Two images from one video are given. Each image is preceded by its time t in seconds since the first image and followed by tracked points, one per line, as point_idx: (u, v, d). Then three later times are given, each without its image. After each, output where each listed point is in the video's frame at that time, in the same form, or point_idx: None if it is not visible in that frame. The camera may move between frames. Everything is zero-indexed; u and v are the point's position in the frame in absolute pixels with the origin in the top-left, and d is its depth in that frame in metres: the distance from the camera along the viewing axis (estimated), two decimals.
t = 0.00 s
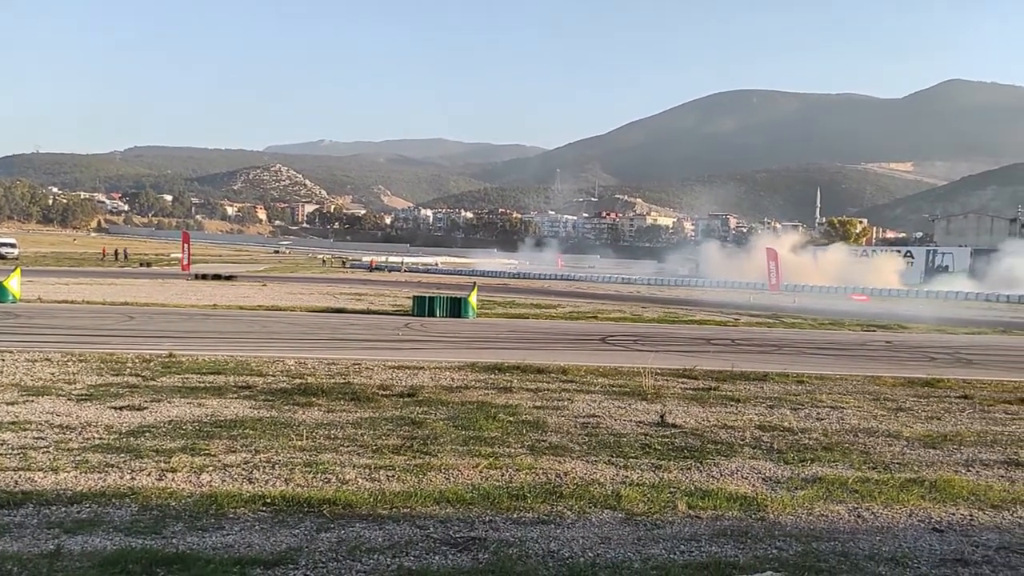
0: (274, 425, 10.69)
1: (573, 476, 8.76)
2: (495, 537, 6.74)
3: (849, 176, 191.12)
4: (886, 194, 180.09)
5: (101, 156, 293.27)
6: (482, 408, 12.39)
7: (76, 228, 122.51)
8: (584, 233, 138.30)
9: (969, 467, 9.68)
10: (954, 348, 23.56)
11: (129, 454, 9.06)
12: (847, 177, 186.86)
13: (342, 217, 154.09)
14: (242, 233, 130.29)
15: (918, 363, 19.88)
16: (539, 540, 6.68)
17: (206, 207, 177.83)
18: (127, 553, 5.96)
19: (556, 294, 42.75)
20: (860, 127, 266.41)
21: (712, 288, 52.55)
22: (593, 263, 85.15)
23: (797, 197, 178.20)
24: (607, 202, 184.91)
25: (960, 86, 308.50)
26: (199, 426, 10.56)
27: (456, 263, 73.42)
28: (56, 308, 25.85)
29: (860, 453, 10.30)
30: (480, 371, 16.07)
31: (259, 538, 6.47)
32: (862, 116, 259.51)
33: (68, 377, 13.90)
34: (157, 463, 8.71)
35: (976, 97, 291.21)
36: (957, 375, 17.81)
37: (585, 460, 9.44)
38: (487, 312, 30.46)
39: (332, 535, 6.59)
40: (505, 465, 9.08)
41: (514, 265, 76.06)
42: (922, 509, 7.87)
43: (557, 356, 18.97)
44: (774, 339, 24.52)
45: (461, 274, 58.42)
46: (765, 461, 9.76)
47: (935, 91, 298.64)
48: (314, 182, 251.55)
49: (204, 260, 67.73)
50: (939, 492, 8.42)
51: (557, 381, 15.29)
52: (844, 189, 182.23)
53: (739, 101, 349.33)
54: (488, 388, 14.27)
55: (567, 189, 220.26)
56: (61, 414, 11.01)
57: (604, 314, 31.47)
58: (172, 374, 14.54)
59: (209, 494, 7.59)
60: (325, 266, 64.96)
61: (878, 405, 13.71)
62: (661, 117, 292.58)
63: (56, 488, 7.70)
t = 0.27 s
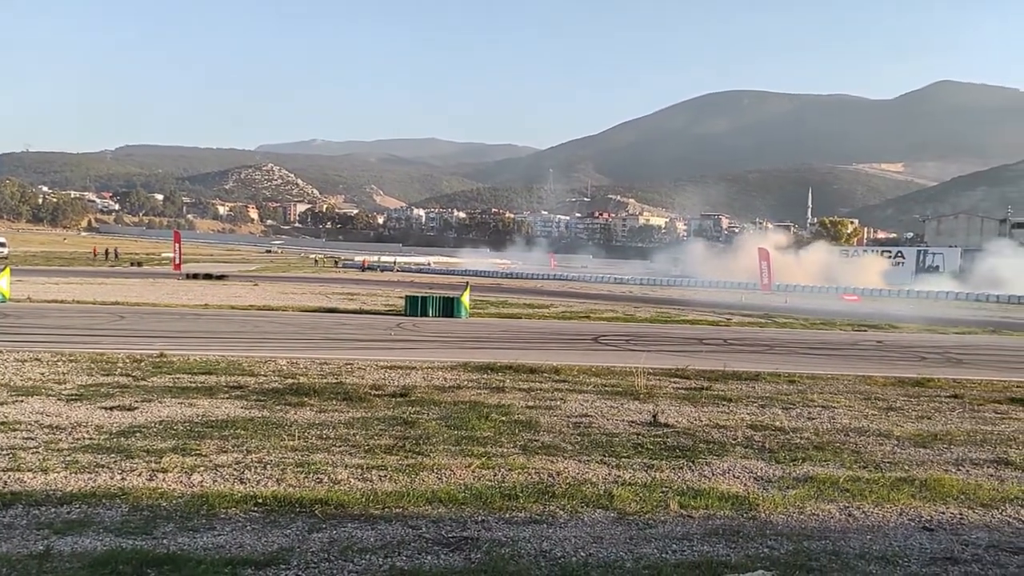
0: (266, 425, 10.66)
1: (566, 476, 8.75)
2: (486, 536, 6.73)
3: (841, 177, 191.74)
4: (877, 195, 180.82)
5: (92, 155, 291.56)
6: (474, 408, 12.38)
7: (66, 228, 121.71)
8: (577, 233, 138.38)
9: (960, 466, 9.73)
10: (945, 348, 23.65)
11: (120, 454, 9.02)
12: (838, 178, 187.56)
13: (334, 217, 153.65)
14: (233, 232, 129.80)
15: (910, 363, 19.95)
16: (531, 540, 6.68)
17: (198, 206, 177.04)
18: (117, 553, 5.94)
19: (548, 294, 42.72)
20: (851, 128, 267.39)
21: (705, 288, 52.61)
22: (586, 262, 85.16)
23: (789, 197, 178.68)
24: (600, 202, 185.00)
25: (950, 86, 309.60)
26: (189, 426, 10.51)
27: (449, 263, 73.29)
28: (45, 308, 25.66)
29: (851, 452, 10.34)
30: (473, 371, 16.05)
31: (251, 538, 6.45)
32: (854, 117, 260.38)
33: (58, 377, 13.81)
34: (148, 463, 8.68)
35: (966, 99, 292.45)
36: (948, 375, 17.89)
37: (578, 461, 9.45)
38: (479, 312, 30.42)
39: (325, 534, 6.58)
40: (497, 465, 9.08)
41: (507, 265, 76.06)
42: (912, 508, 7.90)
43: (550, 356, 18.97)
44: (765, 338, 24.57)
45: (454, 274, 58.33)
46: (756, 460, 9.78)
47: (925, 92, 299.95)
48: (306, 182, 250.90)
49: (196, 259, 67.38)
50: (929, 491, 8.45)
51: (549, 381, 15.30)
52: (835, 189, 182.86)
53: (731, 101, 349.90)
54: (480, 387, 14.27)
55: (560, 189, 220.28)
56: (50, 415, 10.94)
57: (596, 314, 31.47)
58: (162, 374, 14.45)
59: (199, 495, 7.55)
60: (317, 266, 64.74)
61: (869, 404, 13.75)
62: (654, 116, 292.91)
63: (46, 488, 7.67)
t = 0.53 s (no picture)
0: (260, 425, 10.64)
1: (561, 475, 8.74)
2: (481, 536, 6.72)
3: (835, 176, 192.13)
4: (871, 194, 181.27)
5: (85, 154, 290.45)
6: (469, 408, 12.37)
7: (59, 227, 121.19)
8: (572, 232, 138.40)
9: (954, 465, 9.76)
10: (938, 347, 23.74)
11: (113, 455, 8.99)
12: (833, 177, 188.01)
13: (329, 216, 153.39)
14: (227, 232, 129.46)
15: (904, 362, 20.00)
16: (526, 539, 6.69)
17: (191, 206, 176.52)
18: (112, 554, 5.92)
19: (543, 293, 42.65)
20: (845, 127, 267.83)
21: (700, 288, 52.68)
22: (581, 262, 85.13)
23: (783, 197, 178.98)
24: (595, 201, 185.01)
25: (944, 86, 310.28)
26: (184, 427, 10.48)
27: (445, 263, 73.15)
28: (38, 308, 25.55)
29: (846, 451, 10.36)
30: (468, 371, 16.04)
31: (244, 538, 6.43)
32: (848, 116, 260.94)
33: (51, 377, 13.79)
34: (142, 464, 8.66)
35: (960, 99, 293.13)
36: (942, 374, 17.95)
37: (573, 460, 9.45)
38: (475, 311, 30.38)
39: (319, 535, 6.57)
40: (492, 464, 9.07)
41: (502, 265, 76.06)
42: (907, 506, 7.91)
43: (545, 356, 18.95)
44: (760, 338, 24.57)
45: (449, 274, 58.24)
46: (751, 460, 9.81)
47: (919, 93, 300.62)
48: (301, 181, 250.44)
49: (190, 259, 67.15)
50: (923, 489, 8.48)
51: (545, 380, 15.30)
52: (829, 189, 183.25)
53: (726, 101, 350.08)
54: (475, 387, 14.26)
55: (555, 188, 220.24)
56: (44, 415, 10.90)
57: (591, 313, 31.41)
58: (156, 374, 14.39)
59: (193, 495, 7.52)
60: (312, 266, 64.63)
61: (864, 404, 13.78)
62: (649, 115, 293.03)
63: (38, 489, 7.64)
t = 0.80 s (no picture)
0: (256, 426, 10.63)
1: (558, 475, 8.74)
2: (478, 536, 6.72)
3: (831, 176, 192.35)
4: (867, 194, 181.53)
5: (80, 155, 289.72)
6: (466, 408, 12.35)
7: (55, 228, 120.87)
8: (568, 232, 138.46)
9: (950, 464, 9.78)
10: (935, 346, 23.77)
11: (109, 456, 8.97)
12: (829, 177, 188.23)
13: (325, 216, 153.27)
14: (223, 232, 129.28)
15: (901, 361, 20.02)
16: (523, 539, 6.68)
17: (187, 206, 176.21)
18: (106, 556, 5.89)
19: (540, 293, 42.64)
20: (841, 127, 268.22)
21: (696, 288, 52.70)
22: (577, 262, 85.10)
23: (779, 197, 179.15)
24: (591, 201, 185.13)
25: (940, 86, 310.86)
26: (179, 428, 10.46)
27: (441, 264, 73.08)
28: (34, 309, 25.48)
29: (842, 450, 10.38)
30: (465, 371, 16.04)
31: (240, 539, 6.42)
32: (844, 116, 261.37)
33: (46, 378, 13.77)
34: (138, 465, 8.63)
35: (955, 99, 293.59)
36: (938, 373, 17.99)
37: (570, 460, 9.45)
38: (471, 311, 30.38)
39: (315, 536, 6.56)
40: (489, 465, 9.07)
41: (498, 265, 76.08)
42: (904, 505, 7.92)
43: (541, 356, 18.95)
44: (757, 337, 24.60)
45: (445, 274, 58.18)
46: (747, 459, 9.83)
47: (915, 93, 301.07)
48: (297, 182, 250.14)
49: (185, 260, 67.04)
50: (919, 488, 8.50)
51: (541, 381, 15.31)
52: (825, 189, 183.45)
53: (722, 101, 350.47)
54: (472, 387, 14.25)
55: (551, 188, 220.24)
56: (40, 416, 10.87)
57: (588, 313, 31.45)
58: (152, 375, 14.35)
59: (189, 497, 7.49)
60: (308, 267, 64.56)
61: (860, 403, 13.80)
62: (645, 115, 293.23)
63: (34, 491, 7.61)
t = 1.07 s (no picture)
0: (251, 427, 10.62)
1: (553, 476, 8.76)
2: (474, 537, 6.72)
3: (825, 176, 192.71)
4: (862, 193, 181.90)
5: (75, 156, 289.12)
6: (461, 409, 12.33)
7: (50, 230, 120.66)
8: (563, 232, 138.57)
9: (944, 462, 9.82)
10: (929, 345, 23.81)
11: (103, 458, 8.95)
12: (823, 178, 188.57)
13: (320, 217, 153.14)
14: (218, 234, 129.16)
15: (895, 360, 20.05)
16: (518, 540, 6.68)
17: (182, 208, 175.93)
18: (101, 558, 5.88)
19: (536, 294, 42.65)
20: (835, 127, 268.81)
21: (691, 288, 52.76)
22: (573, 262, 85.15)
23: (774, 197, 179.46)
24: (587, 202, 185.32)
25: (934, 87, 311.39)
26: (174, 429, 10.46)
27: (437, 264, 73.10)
28: (29, 311, 25.44)
29: (837, 449, 10.41)
30: (460, 372, 16.04)
31: (235, 542, 6.41)
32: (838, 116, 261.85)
33: (40, 380, 13.75)
34: (132, 467, 8.60)
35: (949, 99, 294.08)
36: (932, 371, 18.04)
37: (565, 460, 9.45)
38: (467, 312, 30.38)
39: (311, 537, 6.55)
40: (484, 465, 9.07)
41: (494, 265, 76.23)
42: (898, 504, 7.95)
43: (537, 356, 18.99)
44: (751, 337, 24.65)
45: (441, 275, 58.17)
46: (742, 458, 9.84)
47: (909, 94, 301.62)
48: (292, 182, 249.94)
49: (181, 261, 66.99)
50: (913, 487, 8.52)
51: (537, 380, 15.33)
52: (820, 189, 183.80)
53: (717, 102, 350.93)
54: (467, 388, 14.25)
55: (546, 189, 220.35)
56: (33, 419, 10.85)
57: (583, 313, 31.50)
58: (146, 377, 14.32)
59: (184, 499, 7.48)
60: (304, 268, 64.51)
61: (854, 402, 13.83)
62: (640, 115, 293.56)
63: (29, 494, 7.60)
